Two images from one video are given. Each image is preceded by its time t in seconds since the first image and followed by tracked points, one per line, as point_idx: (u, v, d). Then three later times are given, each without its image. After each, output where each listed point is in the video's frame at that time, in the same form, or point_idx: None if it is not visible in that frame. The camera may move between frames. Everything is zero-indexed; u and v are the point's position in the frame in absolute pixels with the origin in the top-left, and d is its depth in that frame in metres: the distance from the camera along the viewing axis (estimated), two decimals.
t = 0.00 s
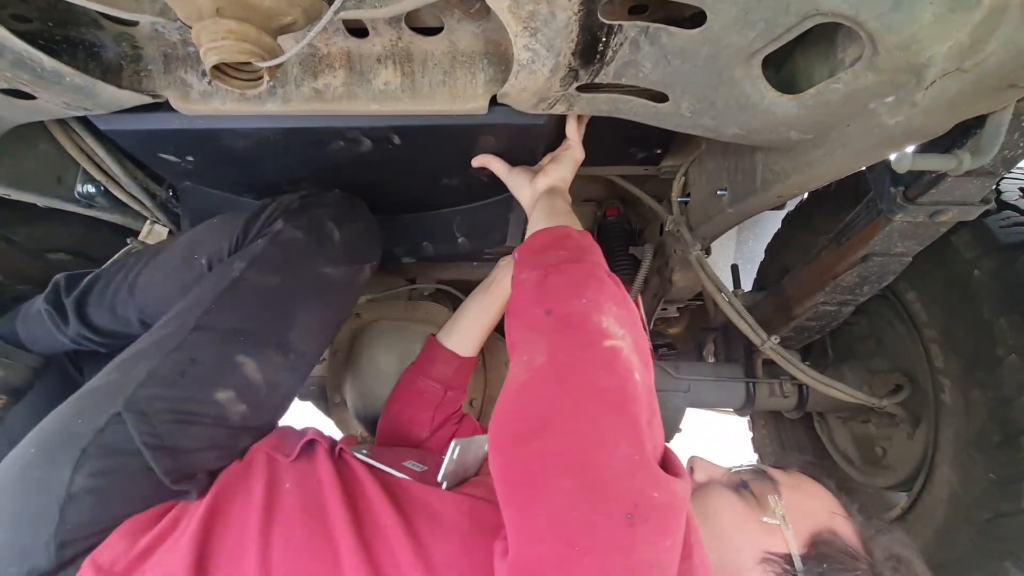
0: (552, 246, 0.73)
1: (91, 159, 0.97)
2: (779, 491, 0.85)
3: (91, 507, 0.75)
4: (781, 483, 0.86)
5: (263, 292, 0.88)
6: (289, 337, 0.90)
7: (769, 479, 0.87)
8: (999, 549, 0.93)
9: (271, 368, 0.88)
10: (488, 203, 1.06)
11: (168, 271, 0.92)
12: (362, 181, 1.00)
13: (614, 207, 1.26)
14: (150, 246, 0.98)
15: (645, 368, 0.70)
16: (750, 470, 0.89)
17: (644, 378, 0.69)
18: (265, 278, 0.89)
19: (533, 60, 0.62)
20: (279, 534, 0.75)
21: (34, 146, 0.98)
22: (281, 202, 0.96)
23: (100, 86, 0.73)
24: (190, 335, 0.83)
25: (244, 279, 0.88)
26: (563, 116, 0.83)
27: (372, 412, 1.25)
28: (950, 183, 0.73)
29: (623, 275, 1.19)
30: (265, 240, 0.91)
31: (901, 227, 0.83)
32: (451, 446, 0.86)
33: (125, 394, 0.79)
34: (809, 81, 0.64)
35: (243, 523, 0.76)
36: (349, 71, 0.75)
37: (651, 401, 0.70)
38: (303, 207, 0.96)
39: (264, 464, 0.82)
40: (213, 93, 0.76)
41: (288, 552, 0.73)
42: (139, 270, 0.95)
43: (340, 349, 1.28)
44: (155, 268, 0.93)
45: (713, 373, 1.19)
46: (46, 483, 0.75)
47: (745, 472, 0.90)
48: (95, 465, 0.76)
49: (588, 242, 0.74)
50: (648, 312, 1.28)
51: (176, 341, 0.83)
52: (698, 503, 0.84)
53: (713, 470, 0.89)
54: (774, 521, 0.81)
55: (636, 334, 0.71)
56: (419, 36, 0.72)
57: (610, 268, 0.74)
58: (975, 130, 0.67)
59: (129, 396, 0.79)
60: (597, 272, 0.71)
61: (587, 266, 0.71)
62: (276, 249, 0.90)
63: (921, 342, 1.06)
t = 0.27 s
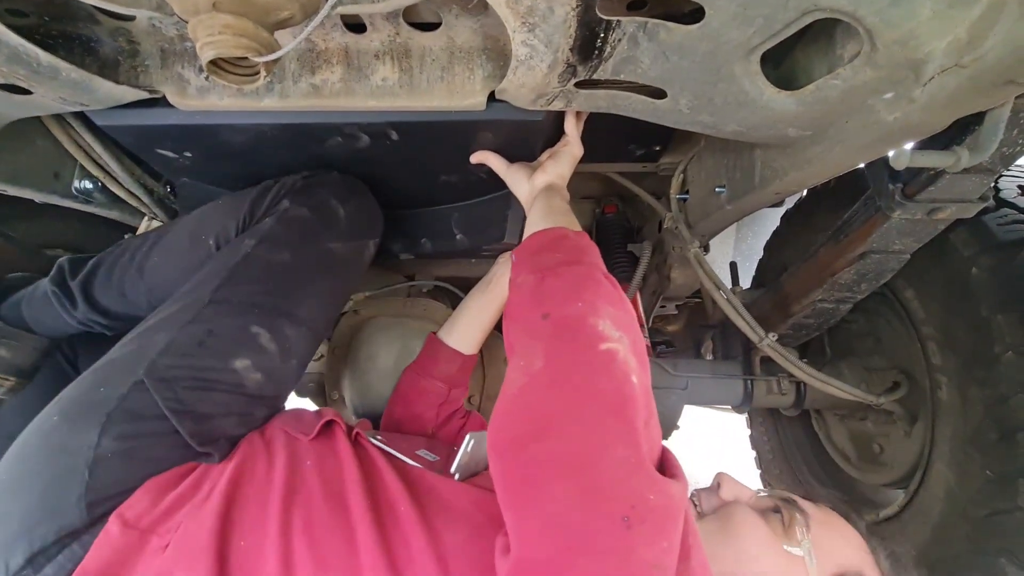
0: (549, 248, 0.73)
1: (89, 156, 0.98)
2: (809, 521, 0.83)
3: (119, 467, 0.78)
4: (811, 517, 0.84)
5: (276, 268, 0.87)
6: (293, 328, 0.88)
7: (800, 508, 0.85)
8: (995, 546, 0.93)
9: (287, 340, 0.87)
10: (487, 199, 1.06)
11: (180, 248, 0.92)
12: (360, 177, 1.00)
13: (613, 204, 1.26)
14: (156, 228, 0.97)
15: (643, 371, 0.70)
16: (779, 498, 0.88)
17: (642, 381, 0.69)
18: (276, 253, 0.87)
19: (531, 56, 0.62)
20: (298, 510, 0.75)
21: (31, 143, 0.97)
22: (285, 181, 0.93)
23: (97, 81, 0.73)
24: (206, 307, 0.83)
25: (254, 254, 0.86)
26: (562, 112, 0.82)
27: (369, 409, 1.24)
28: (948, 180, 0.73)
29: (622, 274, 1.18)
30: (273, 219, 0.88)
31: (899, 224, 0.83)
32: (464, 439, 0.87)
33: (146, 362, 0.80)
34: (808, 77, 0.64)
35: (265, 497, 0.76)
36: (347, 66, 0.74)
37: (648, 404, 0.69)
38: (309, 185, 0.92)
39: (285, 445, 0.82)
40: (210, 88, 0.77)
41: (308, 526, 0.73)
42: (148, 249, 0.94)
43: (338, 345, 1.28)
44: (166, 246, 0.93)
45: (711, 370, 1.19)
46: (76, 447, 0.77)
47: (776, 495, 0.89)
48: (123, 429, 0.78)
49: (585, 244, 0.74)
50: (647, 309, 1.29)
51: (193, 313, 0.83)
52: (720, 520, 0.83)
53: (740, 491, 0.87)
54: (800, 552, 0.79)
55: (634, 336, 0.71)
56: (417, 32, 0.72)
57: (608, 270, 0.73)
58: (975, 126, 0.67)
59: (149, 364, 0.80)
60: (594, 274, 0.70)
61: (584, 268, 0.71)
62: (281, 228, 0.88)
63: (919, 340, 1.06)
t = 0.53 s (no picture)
0: (516, 253, 0.73)
1: (88, 155, 0.98)
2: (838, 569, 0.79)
3: (112, 471, 0.78)
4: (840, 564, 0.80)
5: (267, 270, 0.87)
6: (290, 328, 0.88)
7: (831, 554, 0.81)
8: (991, 544, 0.93)
9: (279, 341, 0.87)
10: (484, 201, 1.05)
11: (172, 251, 0.92)
12: (358, 176, 1.00)
13: (611, 203, 1.26)
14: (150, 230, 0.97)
15: (608, 373, 0.69)
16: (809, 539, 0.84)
17: (606, 384, 0.68)
18: (268, 254, 0.87)
19: (529, 54, 0.62)
20: (294, 511, 0.74)
21: (29, 142, 0.97)
22: (276, 182, 0.92)
23: (95, 78, 0.73)
24: (198, 309, 0.83)
25: (246, 258, 0.86)
26: (560, 111, 0.83)
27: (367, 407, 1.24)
28: (945, 179, 0.74)
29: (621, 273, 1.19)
30: (265, 220, 0.88)
31: (896, 223, 0.83)
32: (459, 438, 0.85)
33: (139, 365, 0.80)
34: (805, 77, 0.64)
35: (259, 497, 0.76)
36: (346, 65, 0.74)
37: (615, 407, 0.68)
38: (302, 186, 0.92)
39: (279, 446, 0.82)
40: (207, 87, 0.76)
41: (303, 527, 0.72)
42: (142, 252, 0.94)
43: (336, 344, 1.28)
44: (159, 249, 0.93)
45: (710, 369, 1.18)
46: (70, 450, 0.78)
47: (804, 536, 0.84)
48: (117, 431, 0.79)
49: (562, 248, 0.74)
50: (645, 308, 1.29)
51: (184, 317, 0.83)
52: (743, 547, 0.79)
53: (769, 522, 0.82)
54: None
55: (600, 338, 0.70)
56: (415, 30, 0.72)
57: (577, 270, 0.72)
58: (971, 126, 0.68)
59: (143, 366, 0.80)
60: (557, 277, 0.70)
61: (548, 272, 0.70)
62: (272, 229, 0.88)
63: (916, 339, 1.07)
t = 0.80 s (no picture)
0: (510, 257, 0.73)
1: (87, 156, 0.98)
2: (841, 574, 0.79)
3: (120, 468, 0.78)
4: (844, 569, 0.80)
5: (270, 270, 0.86)
6: (290, 329, 0.88)
7: (833, 559, 0.81)
8: (989, 542, 0.93)
9: (283, 341, 0.88)
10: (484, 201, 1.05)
11: (174, 251, 0.91)
12: (358, 177, 1.00)
13: (611, 203, 1.26)
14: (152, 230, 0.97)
15: (601, 376, 0.68)
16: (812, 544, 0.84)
17: (598, 388, 0.67)
18: (270, 255, 0.87)
19: (528, 55, 0.62)
20: (298, 506, 0.74)
21: (28, 143, 0.97)
22: (277, 183, 0.92)
23: (95, 80, 0.73)
24: (202, 309, 0.83)
25: (249, 256, 0.85)
26: (559, 111, 0.83)
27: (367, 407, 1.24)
28: (944, 179, 0.74)
29: (621, 272, 1.19)
30: (267, 220, 0.88)
31: (895, 223, 0.83)
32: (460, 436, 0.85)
33: (145, 364, 0.80)
34: (804, 77, 0.64)
35: (264, 493, 0.76)
36: (345, 66, 0.74)
37: (607, 411, 0.68)
38: (304, 186, 0.91)
39: (284, 443, 0.82)
40: (207, 88, 0.76)
41: (306, 522, 0.72)
42: (145, 252, 0.94)
43: (336, 344, 1.27)
44: (162, 249, 0.93)
45: (709, 368, 1.18)
46: (78, 449, 0.78)
47: (805, 541, 0.84)
48: (125, 429, 0.79)
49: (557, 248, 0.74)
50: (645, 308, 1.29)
51: (189, 316, 0.83)
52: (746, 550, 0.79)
53: (772, 525, 0.82)
54: None
55: (592, 342, 0.69)
56: (414, 31, 0.72)
57: (572, 273, 0.72)
58: (970, 126, 0.68)
59: (149, 365, 0.80)
60: (550, 281, 0.70)
61: (541, 276, 0.70)
62: (276, 229, 0.88)
63: (915, 338, 1.07)
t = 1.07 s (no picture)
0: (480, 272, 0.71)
1: (87, 156, 0.98)
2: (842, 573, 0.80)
3: (124, 469, 0.78)
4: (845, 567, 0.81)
5: (269, 271, 0.87)
6: (290, 330, 0.89)
7: (833, 559, 0.82)
8: (989, 542, 0.93)
9: (282, 342, 0.88)
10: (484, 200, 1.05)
11: (174, 254, 0.92)
12: (358, 177, 1.00)
13: (611, 203, 1.26)
14: (152, 233, 0.97)
15: (565, 395, 0.65)
16: (813, 543, 0.84)
17: (561, 409, 0.64)
18: (269, 256, 0.87)
19: (528, 56, 0.62)
20: (299, 505, 0.74)
21: (28, 143, 0.97)
22: (275, 185, 0.92)
23: (95, 80, 0.73)
24: (202, 311, 0.83)
25: (249, 258, 0.86)
26: (559, 112, 0.83)
27: (367, 407, 1.25)
28: (943, 179, 0.74)
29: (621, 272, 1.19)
30: (266, 222, 0.88)
31: (895, 223, 0.83)
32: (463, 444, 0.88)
33: (145, 366, 0.81)
34: (803, 77, 0.64)
35: (265, 492, 0.76)
36: (344, 66, 0.75)
37: (570, 434, 0.64)
38: (302, 187, 0.92)
39: (284, 443, 0.82)
40: (207, 88, 0.76)
41: (307, 521, 0.72)
42: (144, 255, 0.94)
43: (336, 344, 1.28)
44: (161, 253, 0.93)
45: (709, 368, 1.19)
46: (79, 452, 0.78)
47: (806, 541, 0.84)
48: (126, 430, 0.79)
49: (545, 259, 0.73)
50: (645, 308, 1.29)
51: (189, 318, 0.83)
52: (746, 550, 0.79)
53: (773, 524, 0.83)
54: None
55: (554, 360, 0.65)
56: (414, 31, 0.72)
57: (541, 285, 0.70)
58: (969, 126, 0.68)
59: (149, 367, 0.80)
60: (513, 298, 0.67)
61: (502, 292, 0.68)
62: (274, 230, 0.88)
63: (914, 338, 1.07)
